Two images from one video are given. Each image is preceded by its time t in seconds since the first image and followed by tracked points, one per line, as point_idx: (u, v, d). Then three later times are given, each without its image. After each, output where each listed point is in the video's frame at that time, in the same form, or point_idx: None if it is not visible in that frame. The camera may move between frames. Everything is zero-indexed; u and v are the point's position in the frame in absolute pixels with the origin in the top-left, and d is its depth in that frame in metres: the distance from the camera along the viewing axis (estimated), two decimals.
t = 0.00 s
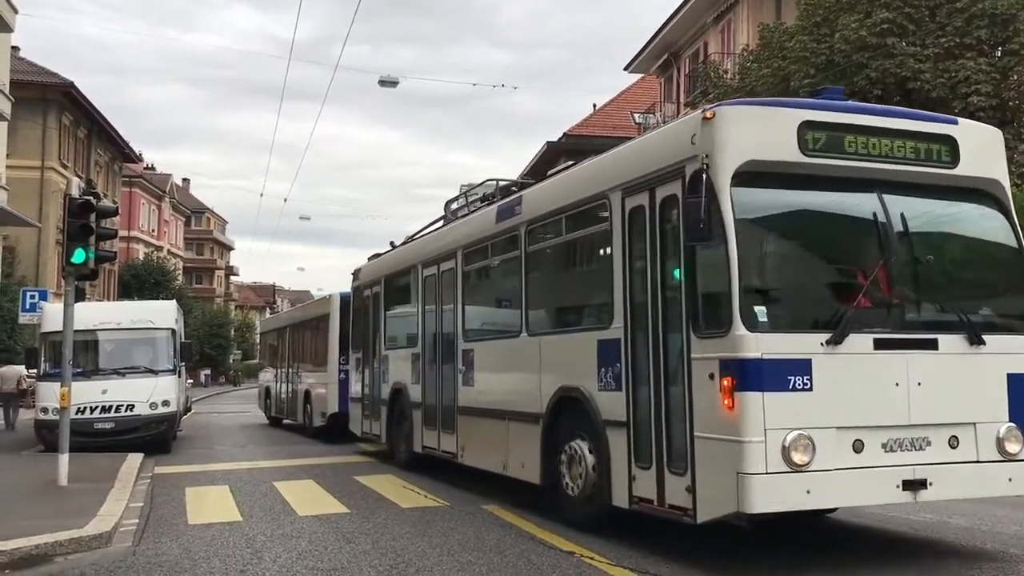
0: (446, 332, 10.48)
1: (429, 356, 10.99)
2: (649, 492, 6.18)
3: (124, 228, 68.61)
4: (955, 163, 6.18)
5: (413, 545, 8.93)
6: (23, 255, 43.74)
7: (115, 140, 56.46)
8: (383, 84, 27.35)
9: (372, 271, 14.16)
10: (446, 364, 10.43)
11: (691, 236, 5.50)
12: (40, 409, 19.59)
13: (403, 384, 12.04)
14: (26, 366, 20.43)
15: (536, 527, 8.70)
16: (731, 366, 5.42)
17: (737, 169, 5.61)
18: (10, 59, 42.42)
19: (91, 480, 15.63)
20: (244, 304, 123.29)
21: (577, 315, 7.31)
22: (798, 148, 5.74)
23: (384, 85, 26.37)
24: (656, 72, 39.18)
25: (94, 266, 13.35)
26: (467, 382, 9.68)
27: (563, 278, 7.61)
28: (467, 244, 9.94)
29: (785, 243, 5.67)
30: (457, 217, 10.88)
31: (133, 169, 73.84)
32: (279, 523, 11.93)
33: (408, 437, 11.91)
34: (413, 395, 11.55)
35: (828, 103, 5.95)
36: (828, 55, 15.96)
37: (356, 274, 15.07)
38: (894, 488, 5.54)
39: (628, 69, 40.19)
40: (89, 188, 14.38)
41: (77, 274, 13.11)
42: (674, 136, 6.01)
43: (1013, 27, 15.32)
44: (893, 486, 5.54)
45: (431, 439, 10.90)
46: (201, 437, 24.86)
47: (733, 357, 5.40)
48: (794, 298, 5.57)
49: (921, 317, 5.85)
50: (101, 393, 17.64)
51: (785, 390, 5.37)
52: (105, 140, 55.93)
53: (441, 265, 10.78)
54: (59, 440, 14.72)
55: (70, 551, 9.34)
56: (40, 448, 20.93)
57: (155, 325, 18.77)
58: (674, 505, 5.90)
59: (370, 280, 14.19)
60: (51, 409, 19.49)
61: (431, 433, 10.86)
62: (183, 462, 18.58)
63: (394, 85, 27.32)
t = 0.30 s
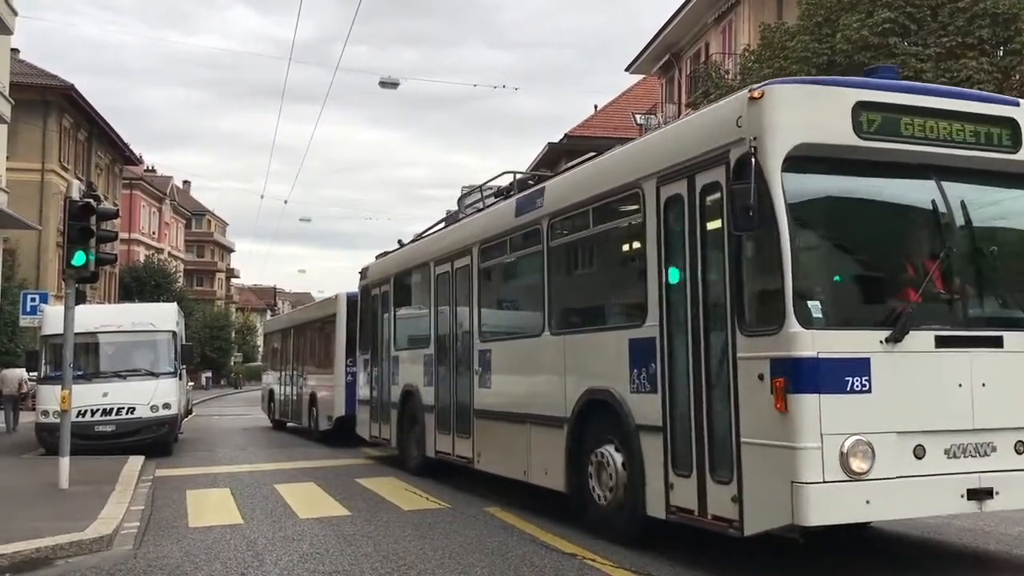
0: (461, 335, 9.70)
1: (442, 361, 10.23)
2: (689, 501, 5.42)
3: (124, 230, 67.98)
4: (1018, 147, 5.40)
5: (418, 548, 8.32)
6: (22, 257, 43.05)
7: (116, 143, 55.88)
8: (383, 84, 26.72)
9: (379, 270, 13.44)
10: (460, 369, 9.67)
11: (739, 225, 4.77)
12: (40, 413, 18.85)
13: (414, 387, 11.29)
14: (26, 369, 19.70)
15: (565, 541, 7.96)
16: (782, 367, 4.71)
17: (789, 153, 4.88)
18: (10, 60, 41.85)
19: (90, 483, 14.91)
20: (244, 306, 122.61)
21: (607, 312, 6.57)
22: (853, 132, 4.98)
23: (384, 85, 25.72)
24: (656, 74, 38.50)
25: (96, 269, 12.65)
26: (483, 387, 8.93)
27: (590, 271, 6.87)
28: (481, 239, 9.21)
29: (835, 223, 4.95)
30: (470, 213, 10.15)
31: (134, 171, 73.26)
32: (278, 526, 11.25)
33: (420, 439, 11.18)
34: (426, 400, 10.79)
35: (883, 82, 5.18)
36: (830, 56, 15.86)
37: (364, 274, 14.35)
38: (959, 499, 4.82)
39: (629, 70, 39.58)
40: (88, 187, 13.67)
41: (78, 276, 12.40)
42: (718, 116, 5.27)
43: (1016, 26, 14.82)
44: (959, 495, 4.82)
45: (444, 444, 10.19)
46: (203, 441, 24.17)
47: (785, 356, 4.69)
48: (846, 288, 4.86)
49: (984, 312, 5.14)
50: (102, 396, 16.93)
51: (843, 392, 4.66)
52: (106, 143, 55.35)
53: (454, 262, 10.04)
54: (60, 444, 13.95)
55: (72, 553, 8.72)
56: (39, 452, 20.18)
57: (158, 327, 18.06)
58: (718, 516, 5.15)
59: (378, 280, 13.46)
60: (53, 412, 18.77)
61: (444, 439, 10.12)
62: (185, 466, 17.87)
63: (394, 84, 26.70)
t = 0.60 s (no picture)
0: (481, 334, 9.61)
1: (461, 362, 10.14)
2: (737, 516, 5.35)
3: (129, 238, 68.09)
4: None
5: (421, 553, 8.39)
6: (27, 266, 43.06)
7: (120, 151, 56.00)
8: (386, 92, 26.71)
9: (391, 272, 13.37)
10: (480, 371, 9.58)
11: (795, 218, 4.69)
12: (47, 420, 18.80)
13: (429, 393, 11.23)
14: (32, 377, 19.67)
15: (586, 550, 7.81)
16: (846, 369, 4.61)
17: (847, 139, 4.78)
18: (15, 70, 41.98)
19: (97, 491, 14.84)
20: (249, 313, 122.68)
21: (641, 312, 6.48)
22: (914, 116, 4.88)
23: (386, 94, 25.69)
24: (657, 79, 38.41)
25: (101, 277, 12.62)
26: (506, 389, 8.85)
27: (621, 275, 6.78)
28: (502, 238, 9.13)
29: (898, 225, 4.87)
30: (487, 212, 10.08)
31: (139, 179, 73.40)
32: (285, 533, 11.22)
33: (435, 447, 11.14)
34: (443, 406, 10.71)
35: (944, 63, 5.08)
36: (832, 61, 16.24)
37: (374, 276, 14.30)
38: None
39: (630, 75, 39.50)
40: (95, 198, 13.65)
41: (83, 286, 12.36)
42: (767, 101, 5.18)
43: (1016, 30, 14.70)
44: None
45: (460, 454, 10.16)
46: (210, 447, 24.12)
47: (850, 358, 4.58)
48: (912, 291, 4.77)
49: None
50: (108, 403, 16.87)
51: (911, 396, 4.55)
52: (111, 152, 55.48)
53: (473, 263, 9.96)
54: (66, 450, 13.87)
55: (77, 562, 8.91)
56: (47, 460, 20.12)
57: (162, 335, 18.00)
58: (770, 532, 5.08)
59: (390, 281, 13.39)
60: (59, 420, 18.72)
61: (463, 446, 10.02)
62: (192, 472, 17.81)
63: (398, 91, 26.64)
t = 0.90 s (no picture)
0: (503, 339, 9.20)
1: (482, 367, 9.73)
2: (795, 533, 4.92)
3: (135, 246, 67.89)
4: None
5: (429, 560, 8.25)
6: (34, 273, 42.76)
7: (127, 159, 55.83)
8: (392, 100, 26.39)
9: (405, 276, 12.97)
10: (502, 377, 9.16)
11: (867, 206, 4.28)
12: (54, 428, 18.45)
13: (447, 400, 10.83)
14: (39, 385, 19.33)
15: (597, 559, 7.55)
16: (923, 373, 4.18)
17: (920, 121, 4.38)
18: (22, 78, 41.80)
19: (104, 498, 14.45)
20: (256, 320, 122.45)
21: (682, 313, 6.07)
22: (992, 96, 4.47)
23: (391, 101, 25.34)
24: (663, 85, 38.04)
25: (108, 284, 12.26)
26: (530, 397, 8.42)
27: (660, 273, 6.36)
28: (525, 237, 8.72)
29: (977, 216, 4.44)
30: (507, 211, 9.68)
31: (146, 187, 73.21)
32: (293, 540, 10.84)
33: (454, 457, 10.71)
34: (462, 414, 10.30)
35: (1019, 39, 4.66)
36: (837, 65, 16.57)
37: (387, 280, 13.91)
38: None
39: (635, 81, 39.11)
40: (101, 206, 13.30)
41: (90, 295, 12.00)
42: (829, 82, 4.78)
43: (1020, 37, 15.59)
44: None
45: (482, 464, 9.72)
46: (216, 454, 23.76)
47: (928, 360, 4.16)
48: (993, 287, 4.35)
49: None
50: (115, 411, 16.50)
51: (996, 403, 4.12)
52: (118, 160, 55.32)
53: (493, 265, 9.56)
54: (74, 458, 13.48)
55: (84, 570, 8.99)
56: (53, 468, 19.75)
57: (169, 342, 17.62)
58: (833, 551, 4.65)
59: (404, 285, 13.00)
60: (66, 428, 18.34)
61: (485, 456, 9.57)
62: (200, 480, 17.44)
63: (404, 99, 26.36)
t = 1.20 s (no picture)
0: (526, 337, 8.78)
1: (503, 367, 9.31)
2: (863, 548, 4.49)
3: (140, 249, 67.59)
4: None
5: (434, 562, 8.33)
6: (39, 276, 42.39)
7: (132, 162, 55.54)
8: (397, 102, 25.93)
9: (419, 274, 12.54)
10: (525, 379, 8.75)
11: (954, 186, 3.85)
12: (59, 430, 18.08)
13: (465, 401, 10.41)
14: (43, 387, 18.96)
15: (603, 562, 7.62)
16: (1019, 372, 3.76)
17: (1012, 93, 3.96)
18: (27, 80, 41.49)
19: (109, 500, 14.06)
20: (260, 322, 122.12)
21: (728, 308, 5.65)
22: None
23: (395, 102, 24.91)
24: (669, 87, 37.60)
25: (113, 287, 11.87)
26: (557, 399, 8.00)
27: (704, 266, 5.93)
28: (550, 230, 8.31)
29: None
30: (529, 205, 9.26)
31: (151, 189, 72.91)
32: (299, 542, 10.45)
33: (473, 462, 10.28)
34: (482, 416, 9.89)
35: None
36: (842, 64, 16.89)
37: (400, 278, 13.49)
38: None
39: (640, 82, 38.67)
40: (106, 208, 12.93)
41: (95, 297, 11.61)
42: (904, 53, 4.36)
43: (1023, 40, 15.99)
44: None
45: (504, 469, 9.27)
46: (222, 457, 23.39)
47: None
48: None
49: None
50: (120, 413, 16.12)
51: None
52: (123, 162, 55.02)
53: (515, 261, 9.15)
54: (78, 461, 13.07)
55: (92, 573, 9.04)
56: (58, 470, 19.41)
57: (173, 344, 17.23)
58: (909, 569, 4.22)
59: (418, 283, 12.57)
60: (71, 430, 17.96)
61: (508, 462, 9.13)
62: (206, 483, 17.06)
63: (407, 101, 26.01)
